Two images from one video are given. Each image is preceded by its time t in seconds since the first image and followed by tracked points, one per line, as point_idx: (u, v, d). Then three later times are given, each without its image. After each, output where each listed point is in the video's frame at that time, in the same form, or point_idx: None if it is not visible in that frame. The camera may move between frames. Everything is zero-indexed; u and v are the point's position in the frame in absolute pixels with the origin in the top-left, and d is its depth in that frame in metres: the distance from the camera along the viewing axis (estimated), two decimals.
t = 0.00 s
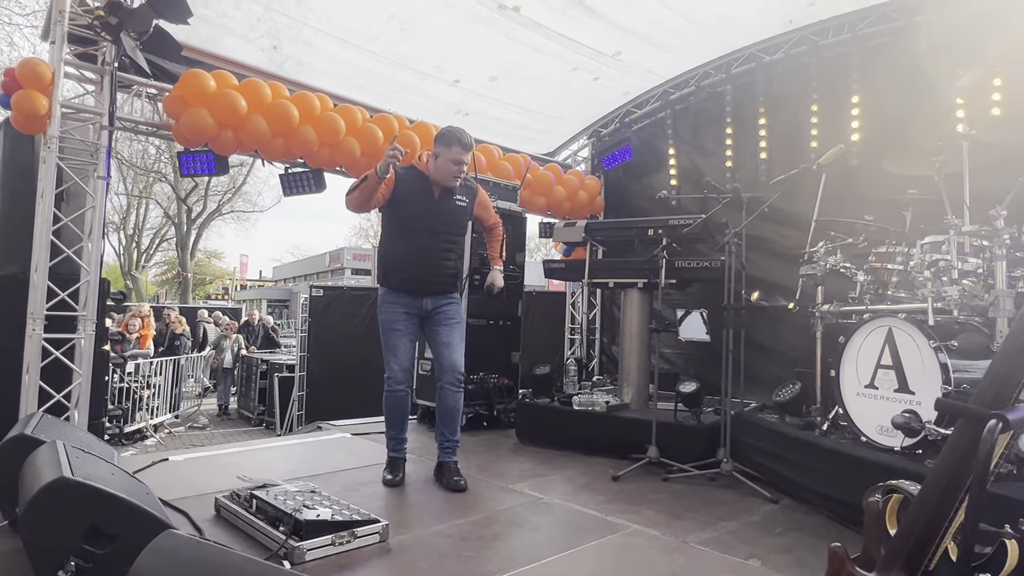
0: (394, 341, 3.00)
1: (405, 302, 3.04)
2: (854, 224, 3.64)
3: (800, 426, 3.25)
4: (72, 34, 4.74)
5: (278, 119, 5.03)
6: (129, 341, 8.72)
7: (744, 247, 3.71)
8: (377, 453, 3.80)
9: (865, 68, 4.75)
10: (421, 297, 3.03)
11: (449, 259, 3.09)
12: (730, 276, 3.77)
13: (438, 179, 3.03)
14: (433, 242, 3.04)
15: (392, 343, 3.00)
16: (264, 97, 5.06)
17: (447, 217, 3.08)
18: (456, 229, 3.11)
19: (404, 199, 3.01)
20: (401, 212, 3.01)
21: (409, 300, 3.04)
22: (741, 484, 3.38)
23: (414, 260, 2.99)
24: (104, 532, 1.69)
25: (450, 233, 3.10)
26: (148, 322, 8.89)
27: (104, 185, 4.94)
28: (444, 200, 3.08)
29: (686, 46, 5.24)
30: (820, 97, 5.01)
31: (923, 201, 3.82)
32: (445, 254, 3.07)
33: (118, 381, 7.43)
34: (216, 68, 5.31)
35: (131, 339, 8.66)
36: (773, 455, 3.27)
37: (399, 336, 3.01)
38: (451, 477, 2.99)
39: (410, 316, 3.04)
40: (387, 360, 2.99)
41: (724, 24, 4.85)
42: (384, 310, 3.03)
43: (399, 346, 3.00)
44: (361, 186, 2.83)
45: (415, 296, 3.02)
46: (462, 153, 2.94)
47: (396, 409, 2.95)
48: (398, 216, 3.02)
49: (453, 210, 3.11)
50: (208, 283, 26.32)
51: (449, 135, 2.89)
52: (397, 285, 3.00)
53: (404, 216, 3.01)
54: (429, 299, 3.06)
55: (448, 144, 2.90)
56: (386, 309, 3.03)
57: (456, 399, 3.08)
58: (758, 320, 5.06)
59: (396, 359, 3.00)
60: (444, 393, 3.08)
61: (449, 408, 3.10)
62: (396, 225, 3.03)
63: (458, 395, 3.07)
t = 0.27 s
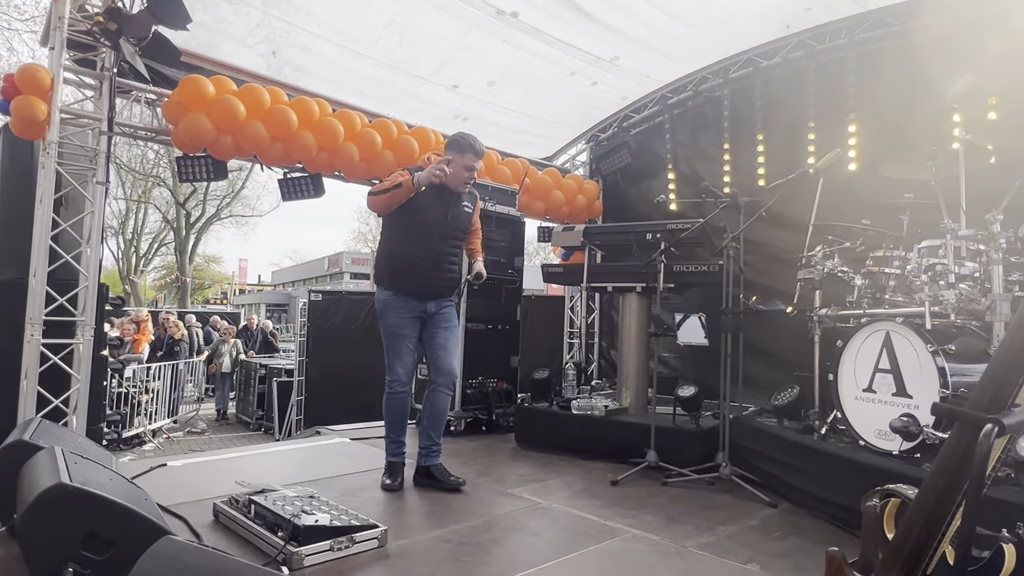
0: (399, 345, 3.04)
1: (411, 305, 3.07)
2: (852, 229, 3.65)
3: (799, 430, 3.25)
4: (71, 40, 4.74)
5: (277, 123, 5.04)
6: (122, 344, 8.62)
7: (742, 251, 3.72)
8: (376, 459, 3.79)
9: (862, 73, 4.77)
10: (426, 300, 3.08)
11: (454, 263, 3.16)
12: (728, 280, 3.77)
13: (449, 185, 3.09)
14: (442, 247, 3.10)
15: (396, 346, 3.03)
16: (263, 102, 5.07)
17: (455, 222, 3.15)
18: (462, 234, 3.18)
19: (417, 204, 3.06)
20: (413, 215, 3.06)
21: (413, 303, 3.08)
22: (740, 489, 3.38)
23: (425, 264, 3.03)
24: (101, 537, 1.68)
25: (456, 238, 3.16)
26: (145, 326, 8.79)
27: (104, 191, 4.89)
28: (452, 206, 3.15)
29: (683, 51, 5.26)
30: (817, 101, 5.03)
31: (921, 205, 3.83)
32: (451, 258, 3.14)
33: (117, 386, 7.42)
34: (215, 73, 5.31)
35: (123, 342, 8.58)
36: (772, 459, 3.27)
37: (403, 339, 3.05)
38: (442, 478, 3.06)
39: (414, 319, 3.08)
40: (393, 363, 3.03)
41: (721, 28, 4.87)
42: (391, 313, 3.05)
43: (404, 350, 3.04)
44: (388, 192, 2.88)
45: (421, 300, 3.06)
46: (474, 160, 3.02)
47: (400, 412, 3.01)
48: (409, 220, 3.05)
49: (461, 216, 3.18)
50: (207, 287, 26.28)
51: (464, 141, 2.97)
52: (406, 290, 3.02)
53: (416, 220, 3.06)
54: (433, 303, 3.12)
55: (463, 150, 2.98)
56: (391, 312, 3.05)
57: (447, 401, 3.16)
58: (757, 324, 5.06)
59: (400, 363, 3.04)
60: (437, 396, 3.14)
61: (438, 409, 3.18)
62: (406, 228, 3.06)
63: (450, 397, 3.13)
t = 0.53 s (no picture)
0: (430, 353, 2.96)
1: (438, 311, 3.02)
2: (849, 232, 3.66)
3: (797, 433, 3.24)
4: (68, 45, 4.75)
5: (275, 127, 5.04)
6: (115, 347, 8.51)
7: (740, 254, 3.72)
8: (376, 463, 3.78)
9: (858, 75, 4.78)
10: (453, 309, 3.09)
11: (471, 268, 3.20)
12: (726, 283, 3.77)
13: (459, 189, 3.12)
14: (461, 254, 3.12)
15: (429, 353, 2.94)
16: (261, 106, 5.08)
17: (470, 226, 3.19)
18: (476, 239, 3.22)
19: (441, 214, 3.06)
20: (438, 225, 3.05)
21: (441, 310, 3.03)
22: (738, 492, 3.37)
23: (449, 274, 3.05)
24: (96, 543, 1.68)
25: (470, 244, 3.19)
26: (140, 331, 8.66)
27: (101, 196, 4.87)
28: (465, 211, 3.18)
29: (679, 55, 5.28)
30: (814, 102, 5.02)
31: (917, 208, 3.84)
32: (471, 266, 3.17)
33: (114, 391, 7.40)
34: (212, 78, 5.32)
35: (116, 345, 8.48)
36: (771, 462, 3.26)
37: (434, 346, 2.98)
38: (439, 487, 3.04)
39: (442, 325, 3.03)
40: (426, 372, 2.92)
41: (718, 32, 4.88)
42: (424, 320, 2.95)
43: (436, 359, 2.95)
44: (398, 259, 2.83)
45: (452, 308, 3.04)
46: (481, 159, 3.05)
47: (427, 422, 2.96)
48: (435, 230, 3.05)
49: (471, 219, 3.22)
50: (205, 291, 26.26)
51: (469, 145, 3.00)
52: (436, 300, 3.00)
53: (441, 230, 3.05)
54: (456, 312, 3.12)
55: (469, 153, 3.01)
56: (424, 317, 2.94)
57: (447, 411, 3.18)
58: (754, 327, 5.06)
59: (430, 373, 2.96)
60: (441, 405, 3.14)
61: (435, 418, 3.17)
62: (431, 239, 3.04)
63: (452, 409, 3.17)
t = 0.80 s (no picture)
0: (449, 350, 2.87)
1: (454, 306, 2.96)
2: (846, 233, 3.66)
3: (794, 434, 3.25)
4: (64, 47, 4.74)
5: (271, 130, 5.04)
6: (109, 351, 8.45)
7: (736, 255, 3.73)
8: (373, 466, 3.77)
9: (854, 76, 4.79)
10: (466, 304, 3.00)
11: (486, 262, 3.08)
12: (723, 285, 3.77)
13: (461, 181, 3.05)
14: (473, 247, 3.02)
15: (451, 347, 2.88)
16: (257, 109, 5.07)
17: (482, 216, 3.06)
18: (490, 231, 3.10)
19: (448, 206, 2.94)
20: (444, 217, 2.94)
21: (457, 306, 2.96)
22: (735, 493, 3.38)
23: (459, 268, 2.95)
24: (90, 547, 1.67)
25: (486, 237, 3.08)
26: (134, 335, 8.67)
27: (95, 199, 4.92)
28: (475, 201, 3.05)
29: (676, 57, 5.28)
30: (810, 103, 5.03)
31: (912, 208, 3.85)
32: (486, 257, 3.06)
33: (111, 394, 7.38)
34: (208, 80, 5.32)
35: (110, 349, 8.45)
36: (768, 463, 3.26)
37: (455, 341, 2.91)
38: (462, 496, 2.80)
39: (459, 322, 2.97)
40: (450, 367, 2.86)
41: (714, 34, 4.89)
42: (443, 316, 2.89)
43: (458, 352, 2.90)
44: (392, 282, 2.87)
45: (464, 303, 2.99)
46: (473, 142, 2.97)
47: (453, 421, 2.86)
48: (442, 223, 2.95)
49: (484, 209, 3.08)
50: (203, 294, 26.22)
51: (459, 129, 2.93)
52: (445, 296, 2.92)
53: (448, 222, 2.95)
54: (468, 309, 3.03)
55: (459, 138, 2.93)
56: (444, 312, 2.88)
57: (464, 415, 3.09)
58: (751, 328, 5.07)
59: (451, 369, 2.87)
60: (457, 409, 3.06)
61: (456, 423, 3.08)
62: (439, 231, 2.95)
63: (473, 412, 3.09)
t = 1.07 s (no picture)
0: (455, 358, 2.80)
1: (458, 313, 2.85)
2: (840, 234, 3.67)
3: (790, 435, 3.26)
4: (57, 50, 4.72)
5: (266, 132, 5.03)
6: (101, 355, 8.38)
7: (731, 257, 3.73)
8: (369, 469, 3.76)
9: (848, 78, 4.80)
10: (471, 309, 2.87)
11: (491, 262, 2.96)
12: (717, 286, 3.78)
13: (456, 180, 3.03)
14: (475, 246, 2.92)
15: (451, 358, 2.79)
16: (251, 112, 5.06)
17: (482, 214, 2.97)
18: (494, 229, 2.99)
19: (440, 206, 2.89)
20: (440, 217, 2.89)
21: (462, 313, 2.85)
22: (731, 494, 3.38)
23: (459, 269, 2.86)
24: (84, 554, 1.66)
25: (490, 236, 2.97)
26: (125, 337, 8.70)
27: (89, 202, 4.85)
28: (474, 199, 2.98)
29: (670, 58, 5.29)
30: (805, 105, 5.05)
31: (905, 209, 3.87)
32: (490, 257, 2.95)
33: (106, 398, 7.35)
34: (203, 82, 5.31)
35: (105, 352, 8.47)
36: (764, 464, 3.26)
37: (458, 351, 2.81)
38: (461, 503, 2.78)
39: (465, 329, 2.86)
40: (450, 379, 2.79)
41: (708, 36, 4.91)
42: (442, 324, 2.81)
43: (460, 363, 2.80)
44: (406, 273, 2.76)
45: (468, 309, 2.86)
46: (461, 138, 2.97)
47: (458, 431, 2.80)
48: (438, 223, 2.90)
49: (485, 207, 2.99)
50: (199, 296, 26.16)
51: (446, 127, 2.96)
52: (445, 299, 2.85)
53: (444, 221, 2.89)
54: (480, 312, 2.91)
55: (447, 136, 2.96)
56: (442, 322, 2.80)
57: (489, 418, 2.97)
58: (747, 329, 5.08)
59: (456, 379, 2.80)
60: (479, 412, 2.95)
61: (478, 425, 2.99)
62: (435, 230, 2.90)
63: (496, 416, 2.96)
